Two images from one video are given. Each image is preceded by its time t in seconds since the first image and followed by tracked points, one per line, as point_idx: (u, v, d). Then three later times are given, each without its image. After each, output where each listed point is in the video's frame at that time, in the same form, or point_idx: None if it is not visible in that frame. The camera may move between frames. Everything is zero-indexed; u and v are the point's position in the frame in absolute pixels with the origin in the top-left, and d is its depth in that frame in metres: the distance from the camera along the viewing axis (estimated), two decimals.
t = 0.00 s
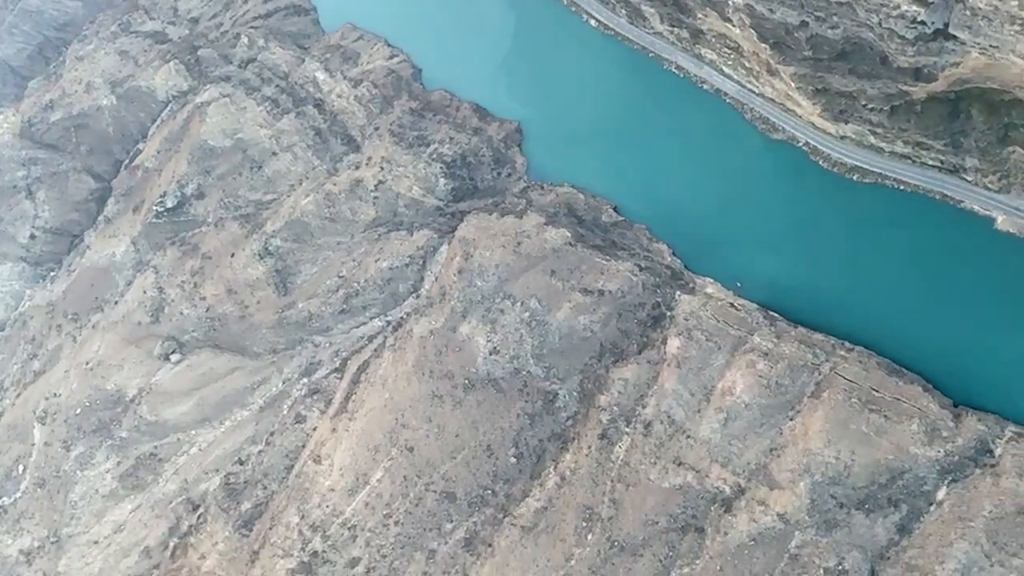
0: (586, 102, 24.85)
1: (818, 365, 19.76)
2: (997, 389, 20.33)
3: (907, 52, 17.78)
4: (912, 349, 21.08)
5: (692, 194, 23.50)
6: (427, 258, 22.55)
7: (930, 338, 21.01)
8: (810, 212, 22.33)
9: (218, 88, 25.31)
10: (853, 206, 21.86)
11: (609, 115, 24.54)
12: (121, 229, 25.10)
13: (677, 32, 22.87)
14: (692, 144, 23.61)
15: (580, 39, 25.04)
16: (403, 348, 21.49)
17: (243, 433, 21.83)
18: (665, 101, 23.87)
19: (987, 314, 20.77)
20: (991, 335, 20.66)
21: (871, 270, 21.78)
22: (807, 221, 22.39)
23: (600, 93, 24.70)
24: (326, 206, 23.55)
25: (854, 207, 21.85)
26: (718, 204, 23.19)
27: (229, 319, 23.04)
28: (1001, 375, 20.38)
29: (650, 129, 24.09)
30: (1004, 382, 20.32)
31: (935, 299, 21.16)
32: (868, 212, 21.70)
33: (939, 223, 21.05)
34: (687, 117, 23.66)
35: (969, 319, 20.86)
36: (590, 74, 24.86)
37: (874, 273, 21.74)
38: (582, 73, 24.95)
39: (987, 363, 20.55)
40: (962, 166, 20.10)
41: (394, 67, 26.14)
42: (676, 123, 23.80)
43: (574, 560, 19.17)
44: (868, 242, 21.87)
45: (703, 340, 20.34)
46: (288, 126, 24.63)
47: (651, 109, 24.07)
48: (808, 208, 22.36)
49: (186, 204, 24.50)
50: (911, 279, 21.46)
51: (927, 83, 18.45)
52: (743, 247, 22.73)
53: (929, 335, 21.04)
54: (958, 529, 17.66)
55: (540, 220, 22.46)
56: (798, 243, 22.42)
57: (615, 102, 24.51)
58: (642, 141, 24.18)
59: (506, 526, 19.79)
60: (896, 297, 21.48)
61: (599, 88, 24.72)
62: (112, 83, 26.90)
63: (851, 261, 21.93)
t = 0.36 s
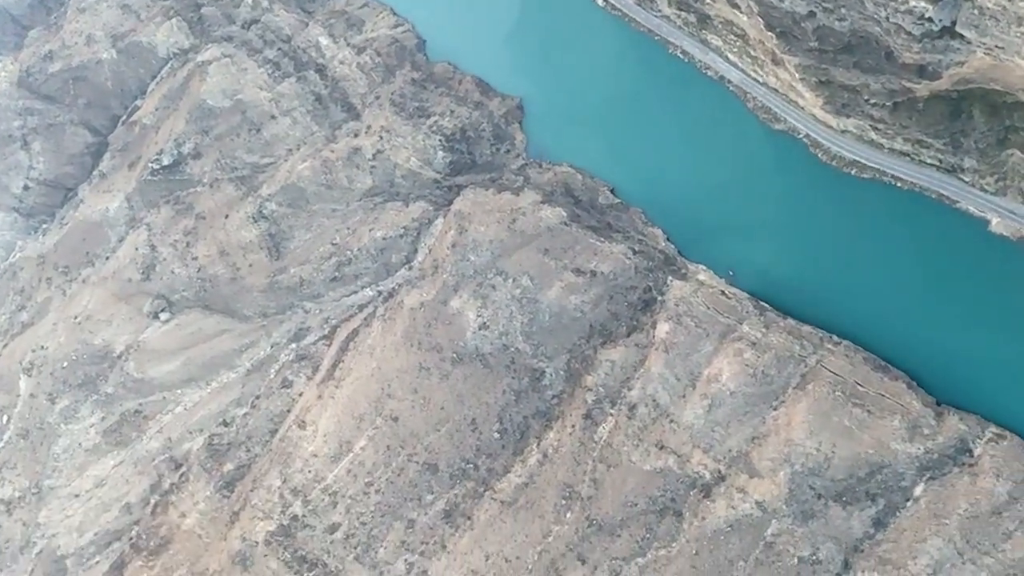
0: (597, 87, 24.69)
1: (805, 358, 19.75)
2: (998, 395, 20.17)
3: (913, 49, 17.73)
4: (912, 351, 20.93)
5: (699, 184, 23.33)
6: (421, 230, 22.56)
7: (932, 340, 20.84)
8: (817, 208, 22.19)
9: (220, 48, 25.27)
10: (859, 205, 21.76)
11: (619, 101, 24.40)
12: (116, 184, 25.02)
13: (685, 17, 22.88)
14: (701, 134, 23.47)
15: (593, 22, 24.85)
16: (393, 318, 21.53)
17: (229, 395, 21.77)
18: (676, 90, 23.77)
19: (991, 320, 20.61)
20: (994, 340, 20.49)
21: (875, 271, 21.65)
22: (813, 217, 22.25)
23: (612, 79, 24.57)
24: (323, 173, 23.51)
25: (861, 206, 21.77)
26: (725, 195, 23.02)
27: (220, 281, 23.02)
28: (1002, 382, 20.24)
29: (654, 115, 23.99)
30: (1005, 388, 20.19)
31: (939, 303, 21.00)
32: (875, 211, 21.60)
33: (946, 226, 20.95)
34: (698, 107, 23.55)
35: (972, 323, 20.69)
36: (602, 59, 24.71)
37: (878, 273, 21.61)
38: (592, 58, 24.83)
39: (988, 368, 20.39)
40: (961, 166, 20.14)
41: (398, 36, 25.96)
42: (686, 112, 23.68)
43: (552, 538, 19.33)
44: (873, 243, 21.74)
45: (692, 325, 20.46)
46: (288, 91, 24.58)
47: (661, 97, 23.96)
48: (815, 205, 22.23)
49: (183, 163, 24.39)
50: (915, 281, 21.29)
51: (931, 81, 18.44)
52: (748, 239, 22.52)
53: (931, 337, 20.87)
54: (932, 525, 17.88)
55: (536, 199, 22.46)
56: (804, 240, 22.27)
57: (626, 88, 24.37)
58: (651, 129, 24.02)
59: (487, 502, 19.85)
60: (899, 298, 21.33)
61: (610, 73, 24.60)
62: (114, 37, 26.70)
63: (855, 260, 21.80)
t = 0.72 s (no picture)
0: (608, 66, 24.43)
1: (791, 346, 19.84)
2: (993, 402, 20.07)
3: (920, 43, 17.63)
4: (910, 350, 20.79)
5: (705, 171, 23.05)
6: (417, 196, 22.55)
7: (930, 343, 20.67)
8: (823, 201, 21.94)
9: None
10: (866, 202, 21.58)
11: (629, 81, 24.10)
12: (112, 132, 24.95)
13: None
14: (711, 121, 23.24)
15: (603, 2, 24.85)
16: (383, 282, 21.50)
17: (215, 349, 21.79)
18: (687, 75, 23.58)
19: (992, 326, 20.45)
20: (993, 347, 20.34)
21: (877, 269, 21.43)
22: (814, 207, 22.06)
23: (622, 59, 24.42)
24: (321, 133, 23.36)
25: (868, 203, 21.58)
26: (727, 179, 22.81)
27: (213, 235, 22.90)
28: (998, 389, 20.15)
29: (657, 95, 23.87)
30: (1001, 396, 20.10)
31: (935, 301, 20.86)
32: (881, 209, 21.42)
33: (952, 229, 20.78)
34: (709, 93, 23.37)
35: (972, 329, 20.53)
36: (612, 38, 24.63)
37: (880, 271, 21.41)
38: (599, 36, 24.76)
39: (985, 375, 20.26)
40: (958, 165, 20.24)
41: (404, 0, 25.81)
42: (696, 98, 23.44)
43: (529, 509, 19.42)
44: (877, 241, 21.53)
45: (682, 307, 20.47)
46: (290, 48, 24.29)
47: (671, 81, 23.76)
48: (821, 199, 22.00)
49: (180, 115, 24.34)
50: (918, 281, 21.08)
51: (936, 77, 18.37)
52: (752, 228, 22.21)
53: (929, 340, 20.71)
54: (904, 518, 17.99)
55: (534, 172, 22.44)
56: (808, 234, 22.04)
57: (637, 70, 24.15)
58: (660, 111, 23.70)
59: (467, 470, 20.00)
60: (900, 298, 21.12)
61: (622, 55, 24.44)
62: None
63: (858, 257, 21.57)
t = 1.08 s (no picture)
0: (614, 47, 24.21)
1: (777, 331, 19.94)
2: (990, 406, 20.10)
3: (926, 35, 17.58)
4: (908, 351, 20.77)
5: (711, 158, 22.93)
6: (414, 160, 22.45)
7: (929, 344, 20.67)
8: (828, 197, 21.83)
9: None
10: (869, 199, 21.50)
11: (635, 58, 23.96)
12: (110, 77, 24.84)
13: None
14: (717, 109, 23.13)
15: None
16: (376, 246, 21.36)
17: (204, 302, 21.71)
18: (694, 61, 23.44)
19: (991, 331, 20.46)
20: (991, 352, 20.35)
21: (879, 268, 21.39)
22: (810, 197, 22.04)
23: (629, 36, 24.25)
24: (321, 91, 23.15)
25: (871, 200, 21.51)
26: (726, 163, 22.76)
27: (206, 187, 22.92)
28: (994, 393, 20.19)
29: (662, 74, 23.75)
30: (998, 400, 20.14)
31: (925, 297, 20.93)
32: (885, 207, 21.36)
33: (955, 230, 20.71)
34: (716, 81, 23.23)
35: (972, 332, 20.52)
36: (621, 13, 24.41)
37: (881, 270, 21.38)
38: (608, 10, 24.54)
39: (983, 379, 20.30)
40: (956, 161, 20.16)
41: None
42: (703, 85, 23.30)
43: (508, 478, 19.54)
44: (879, 239, 21.46)
45: (672, 286, 20.48)
46: (295, 4, 23.96)
47: (679, 66, 23.62)
48: (826, 194, 21.90)
49: (180, 64, 24.07)
50: (918, 282, 21.05)
51: (940, 71, 18.33)
52: (755, 219, 22.09)
53: (928, 342, 20.72)
54: (877, 507, 18.36)
55: (532, 142, 22.22)
56: (811, 229, 21.95)
57: (644, 54, 23.99)
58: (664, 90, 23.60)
59: (449, 436, 20.02)
60: (900, 298, 21.11)
61: (629, 34, 24.25)
62: None
63: (861, 255, 21.52)
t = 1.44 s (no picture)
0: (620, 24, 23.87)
1: (765, 315, 19.95)
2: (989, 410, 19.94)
3: (936, 27, 17.15)
4: (908, 351, 20.59)
5: (719, 144, 22.60)
6: (414, 120, 22.41)
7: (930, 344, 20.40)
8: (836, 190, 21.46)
9: None
10: (876, 195, 21.18)
11: (643, 32, 23.68)
12: (109, 17, 24.39)
13: None
14: (723, 93, 22.84)
15: None
16: (370, 202, 21.34)
17: (192, 250, 21.71)
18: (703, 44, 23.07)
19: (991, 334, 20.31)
20: (993, 356, 20.13)
21: (883, 265, 21.07)
22: (807, 184, 21.84)
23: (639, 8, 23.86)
24: (324, 44, 22.80)
25: (877, 196, 21.22)
26: (725, 144, 22.54)
27: (203, 134, 22.74)
28: (991, 397, 20.08)
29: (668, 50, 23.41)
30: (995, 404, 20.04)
31: (914, 294, 20.75)
32: (891, 204, 21.07)
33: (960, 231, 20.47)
34: (722, 64, 22.92)
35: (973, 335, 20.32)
36: None
37: (884, 268, 21.10)
38: None
39: (981, 382, 20.19)
40: (955, 155, 20.06)
41: None
42: (709, 68, 22.98)
43: (488, 443, 19.52)
44: (884, 237, 21.20)
45: (664, 263, 20.57)
46: None
47: (688, 49, 23.28)
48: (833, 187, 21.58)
49: (182, 8, 23.95)
50: (922, 282, 20.78)
51: (947, 64, 17.94)
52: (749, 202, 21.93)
53: (930, 342, 20.44)
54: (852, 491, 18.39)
55: (533, 110, 22.10)
56: (817, 223, 21.66)
57: (652, 28, 23.65)
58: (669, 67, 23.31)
59: (434, 397, 19.98)
60: (903, 296, 20.82)
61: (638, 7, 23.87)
62: None
63: (865, 251, 21.22)
